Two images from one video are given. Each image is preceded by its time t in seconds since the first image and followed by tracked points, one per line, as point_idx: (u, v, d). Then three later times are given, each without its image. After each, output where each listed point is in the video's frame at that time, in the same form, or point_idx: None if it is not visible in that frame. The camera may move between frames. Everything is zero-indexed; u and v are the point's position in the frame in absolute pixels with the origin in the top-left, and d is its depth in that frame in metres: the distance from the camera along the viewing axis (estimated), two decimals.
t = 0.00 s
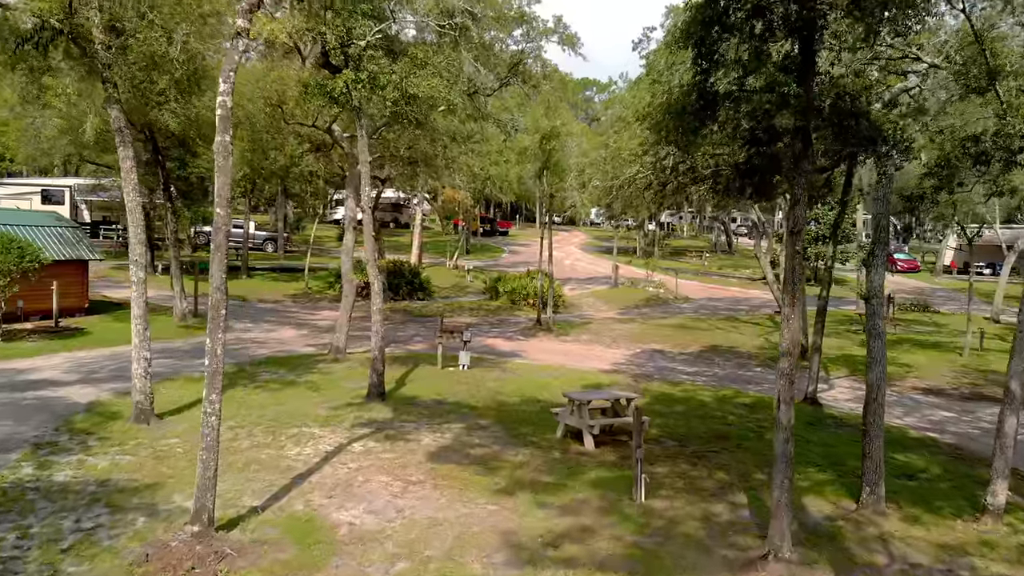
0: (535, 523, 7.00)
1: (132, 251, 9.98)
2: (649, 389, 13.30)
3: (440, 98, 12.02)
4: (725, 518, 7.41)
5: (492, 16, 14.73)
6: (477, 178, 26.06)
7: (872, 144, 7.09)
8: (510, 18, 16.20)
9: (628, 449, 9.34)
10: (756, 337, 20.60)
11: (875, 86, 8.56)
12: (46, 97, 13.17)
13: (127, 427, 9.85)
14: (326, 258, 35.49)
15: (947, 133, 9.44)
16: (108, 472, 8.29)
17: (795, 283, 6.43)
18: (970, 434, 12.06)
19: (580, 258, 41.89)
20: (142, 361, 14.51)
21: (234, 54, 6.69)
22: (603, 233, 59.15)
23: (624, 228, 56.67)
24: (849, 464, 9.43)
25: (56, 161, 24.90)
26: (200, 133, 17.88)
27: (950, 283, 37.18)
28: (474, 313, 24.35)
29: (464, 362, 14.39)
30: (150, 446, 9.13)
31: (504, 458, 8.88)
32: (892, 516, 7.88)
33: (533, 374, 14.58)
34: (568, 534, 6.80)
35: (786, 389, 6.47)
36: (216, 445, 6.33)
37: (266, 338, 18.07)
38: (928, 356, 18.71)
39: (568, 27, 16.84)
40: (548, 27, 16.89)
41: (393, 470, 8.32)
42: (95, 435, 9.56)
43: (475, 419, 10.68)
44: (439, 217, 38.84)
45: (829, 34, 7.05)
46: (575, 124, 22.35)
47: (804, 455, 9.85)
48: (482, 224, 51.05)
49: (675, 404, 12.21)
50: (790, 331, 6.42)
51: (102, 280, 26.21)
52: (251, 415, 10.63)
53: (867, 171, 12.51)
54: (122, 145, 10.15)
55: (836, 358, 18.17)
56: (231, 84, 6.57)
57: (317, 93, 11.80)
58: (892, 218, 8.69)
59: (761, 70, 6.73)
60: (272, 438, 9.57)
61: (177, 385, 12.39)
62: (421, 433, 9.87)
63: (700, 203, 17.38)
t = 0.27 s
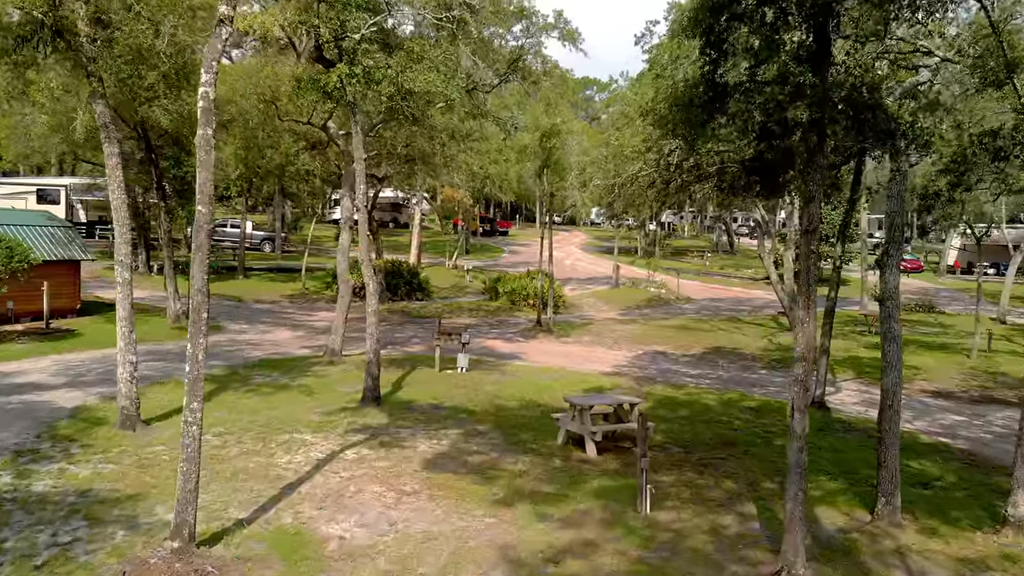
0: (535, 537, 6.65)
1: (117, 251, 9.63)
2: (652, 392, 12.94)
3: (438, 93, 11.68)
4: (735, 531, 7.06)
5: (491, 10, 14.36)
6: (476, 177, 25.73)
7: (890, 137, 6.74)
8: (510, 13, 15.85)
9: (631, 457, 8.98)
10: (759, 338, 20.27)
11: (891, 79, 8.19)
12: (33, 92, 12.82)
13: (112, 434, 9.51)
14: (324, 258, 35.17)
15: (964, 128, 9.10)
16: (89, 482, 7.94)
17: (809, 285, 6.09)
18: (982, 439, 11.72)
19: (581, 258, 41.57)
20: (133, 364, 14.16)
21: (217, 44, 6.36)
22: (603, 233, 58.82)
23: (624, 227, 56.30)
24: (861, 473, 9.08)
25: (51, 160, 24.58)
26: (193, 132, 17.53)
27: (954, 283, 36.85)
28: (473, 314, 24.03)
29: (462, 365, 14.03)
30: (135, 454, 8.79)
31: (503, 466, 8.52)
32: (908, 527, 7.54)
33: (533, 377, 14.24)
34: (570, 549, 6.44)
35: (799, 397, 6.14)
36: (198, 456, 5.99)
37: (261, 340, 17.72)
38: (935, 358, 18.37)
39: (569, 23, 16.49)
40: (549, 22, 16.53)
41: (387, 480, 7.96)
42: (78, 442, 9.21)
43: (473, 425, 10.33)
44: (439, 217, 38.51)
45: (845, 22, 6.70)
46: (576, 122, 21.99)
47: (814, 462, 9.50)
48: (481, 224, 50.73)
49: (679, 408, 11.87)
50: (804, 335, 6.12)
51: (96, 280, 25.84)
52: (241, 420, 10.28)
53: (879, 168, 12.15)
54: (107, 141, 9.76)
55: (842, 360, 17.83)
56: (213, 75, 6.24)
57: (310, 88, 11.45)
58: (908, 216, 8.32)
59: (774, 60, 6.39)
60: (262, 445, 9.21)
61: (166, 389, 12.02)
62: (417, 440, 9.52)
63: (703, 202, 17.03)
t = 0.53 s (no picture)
0: (536, 552, 6.32)
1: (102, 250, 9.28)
2: (655, 396, 12.60)
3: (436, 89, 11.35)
4: (746, 544, 6.73)
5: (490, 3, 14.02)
6: (476, 176, 25.40)
7: (911, 129, 6.40)
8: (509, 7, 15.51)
9: (636, 464, 8.64)
10: (764, 339, 19.93)
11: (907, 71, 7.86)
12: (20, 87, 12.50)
13: (97, 440, 9.18)
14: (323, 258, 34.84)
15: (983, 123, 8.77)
16: (70, 492, 7.60)
17: (827, 288, 5.73)
18: (996, 444, 11.38)
19: (581, 258, 41.25)
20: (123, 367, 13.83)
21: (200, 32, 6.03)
22: (604, 233, 58.49)
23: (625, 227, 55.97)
24: (873, 481, 8.75)
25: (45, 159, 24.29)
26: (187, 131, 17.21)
27: (958, 283, 36.51)
28: (473, 315, 23.70)
29: (461, 367, 13.70)
30: (120, 462, 8.46)
31: (502, 475, 8.19)
32: (926, 540, 7.21)
33: (533, 380, 13.90)
34: (574, 564, 6.11)
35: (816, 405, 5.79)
36: (178, 468, 5.65)
37: (256, 342, 17.38)
38: (943, 360, 18.03)
39: (570, 18, 16.15)
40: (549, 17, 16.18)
41: (381, 490, 7.63)
42: (61, 449, 8.88)
43: (471, 430, 10.00)
44: (438, 217, 38.17)
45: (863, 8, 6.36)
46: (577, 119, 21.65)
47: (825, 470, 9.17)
48: (481, 224, 50.39)
49: (684, 413, 11.54)
50: (820, 339, 5.78)
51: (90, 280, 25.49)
52: (231, 426, 9.94)
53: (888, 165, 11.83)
54: (92, 137, 9.43)
55: (849, 362, 17.48)
56: (195, 65, 5.91)
57: (304, 83, 11.11)
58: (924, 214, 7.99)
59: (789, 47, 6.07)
60: (253, 452, 8.87)
61: (156, 392, 11.68)
62: (413, 446, 9.18)
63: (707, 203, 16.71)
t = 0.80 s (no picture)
0: (538, 569, 5.99)
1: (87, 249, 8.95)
2: (660, 400, 12.27)
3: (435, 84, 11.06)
4: (759, 559, 6.40)
5: None
6: (476, 175, 25.08)
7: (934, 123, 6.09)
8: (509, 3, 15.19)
9: (641, 473, 8.31)
10: (768, 341, 19.60)
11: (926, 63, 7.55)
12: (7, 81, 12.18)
13: (82, 448, 8.85)
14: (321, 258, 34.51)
15: (1004, 118, 8.46)
16: (51, 504, 7.27)
17: (847, 291, 5.40)
18: (1011, 450, 11.05)
19: (582, 258, 40.92)
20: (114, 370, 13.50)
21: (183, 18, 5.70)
22: (604, 233, 58.17)
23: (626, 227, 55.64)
24: (888, 491, 8.42)
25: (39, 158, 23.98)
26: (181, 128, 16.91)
27: (962, 283, 36.19)
28: (472, 316, 23.37)
29: (460, 370, 13.37)
30: (105, 471, 8.13)
31: (503, 484, 7.86)
32: (947, 554, 6.89)
33: (534, 383, 13.57)
34: None
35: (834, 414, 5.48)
36: (159, 482, 5.33)
37: (251, 344, 17.05)
38: (951, 362, 17.71)
39: (572, 13, 15.83)
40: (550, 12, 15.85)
41: (375, 501, 7.30)
42: (44, 458, 8.54)
43: (470, 437, 9.66)
44: (438, 217, 37.85)
45: None
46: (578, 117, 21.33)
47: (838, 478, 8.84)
48: (480, 224, 50.05)
49: (690, 418, 11.21)
50: (839, 346, 5.44)
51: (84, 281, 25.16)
52: (222, 432, 9.61)
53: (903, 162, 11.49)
54: (78, 133, 9.09)
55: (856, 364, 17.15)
56: (178, 54, 5.59)
57: (298, 78, 10.79)
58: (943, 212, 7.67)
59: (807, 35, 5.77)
60: (243, 460, 8.53)
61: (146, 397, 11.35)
62: (410, 454, 8.84)
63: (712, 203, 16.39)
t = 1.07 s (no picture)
0: None
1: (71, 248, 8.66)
2: (664, 404, 11.95)
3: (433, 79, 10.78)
4: None
5: None
6: (475, 174, 24.76)
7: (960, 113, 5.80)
8: None
9: (646, 482, 7.99)
10: (773, 343, 19.25)
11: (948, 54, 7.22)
12: None
13: (67, 455, 8.54)
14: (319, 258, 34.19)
15: None
16: (29, 515, 6.95)
17: (868, 292, 5.12)
18: None
19: (583, 258, 40.62)
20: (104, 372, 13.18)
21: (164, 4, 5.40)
22: (605, 233, 57.84)
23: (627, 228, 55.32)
24: (903, 501, 8.10)
25: (34, 159, 23.72)
26: (175, 126, 16.61)
27: (966, 283, 35.89)
28: (471, 317, 23.05)
29: (459, 373, 13.05)
30: (88, 481, 7.81)
31: (502, 494, 7.54)
32: (968, 569, 6.57)
33: (535, 386, 13.24)
34: None
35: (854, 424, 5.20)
36: (136, 497, 5.04)
37: (246, 346, 16.72)
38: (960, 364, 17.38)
39: (572, 8, 15.52)
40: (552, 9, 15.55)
41: (369, 512, 6.98)
42: (26, 467, 8.21)
43: (469, 443, 9.33)
44: (437, 216, 37.55)
45: None
46: (579, 115, 21.01)
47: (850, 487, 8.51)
48: (480, 224, 49.74)
49: (696, 423, 10.89)
50: (860, 351, 5.15)
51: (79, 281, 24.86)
52: (212, 439, 9.30)
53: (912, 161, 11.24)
54: (62, 129, 8.77)
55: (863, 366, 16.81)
56: (157, 41, 5.28)
57: (291, 73, 10.46)
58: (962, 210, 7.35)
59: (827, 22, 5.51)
60: (232, 469, 8.21)
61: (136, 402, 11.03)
62: (405, 462, 8.51)
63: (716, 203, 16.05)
